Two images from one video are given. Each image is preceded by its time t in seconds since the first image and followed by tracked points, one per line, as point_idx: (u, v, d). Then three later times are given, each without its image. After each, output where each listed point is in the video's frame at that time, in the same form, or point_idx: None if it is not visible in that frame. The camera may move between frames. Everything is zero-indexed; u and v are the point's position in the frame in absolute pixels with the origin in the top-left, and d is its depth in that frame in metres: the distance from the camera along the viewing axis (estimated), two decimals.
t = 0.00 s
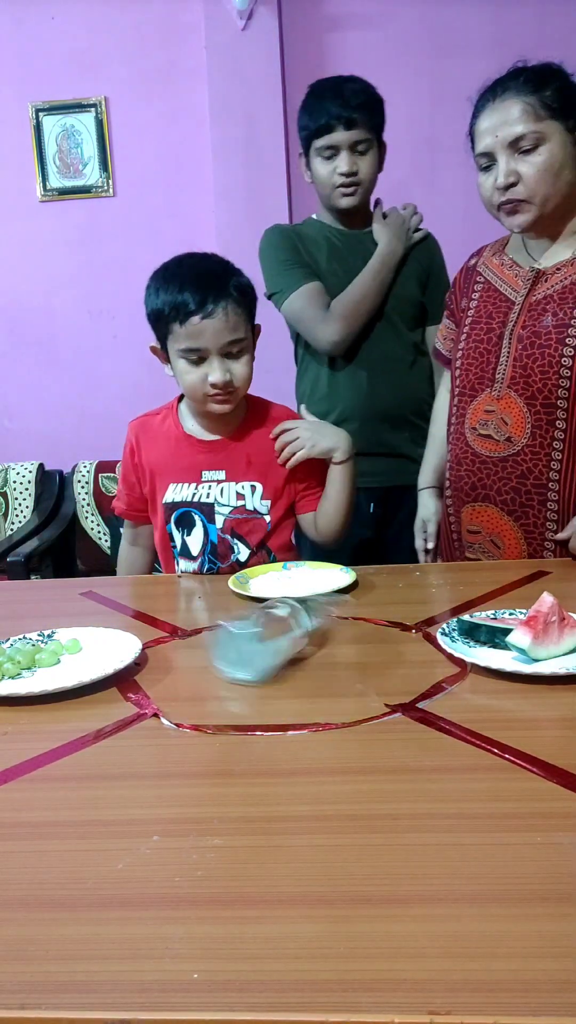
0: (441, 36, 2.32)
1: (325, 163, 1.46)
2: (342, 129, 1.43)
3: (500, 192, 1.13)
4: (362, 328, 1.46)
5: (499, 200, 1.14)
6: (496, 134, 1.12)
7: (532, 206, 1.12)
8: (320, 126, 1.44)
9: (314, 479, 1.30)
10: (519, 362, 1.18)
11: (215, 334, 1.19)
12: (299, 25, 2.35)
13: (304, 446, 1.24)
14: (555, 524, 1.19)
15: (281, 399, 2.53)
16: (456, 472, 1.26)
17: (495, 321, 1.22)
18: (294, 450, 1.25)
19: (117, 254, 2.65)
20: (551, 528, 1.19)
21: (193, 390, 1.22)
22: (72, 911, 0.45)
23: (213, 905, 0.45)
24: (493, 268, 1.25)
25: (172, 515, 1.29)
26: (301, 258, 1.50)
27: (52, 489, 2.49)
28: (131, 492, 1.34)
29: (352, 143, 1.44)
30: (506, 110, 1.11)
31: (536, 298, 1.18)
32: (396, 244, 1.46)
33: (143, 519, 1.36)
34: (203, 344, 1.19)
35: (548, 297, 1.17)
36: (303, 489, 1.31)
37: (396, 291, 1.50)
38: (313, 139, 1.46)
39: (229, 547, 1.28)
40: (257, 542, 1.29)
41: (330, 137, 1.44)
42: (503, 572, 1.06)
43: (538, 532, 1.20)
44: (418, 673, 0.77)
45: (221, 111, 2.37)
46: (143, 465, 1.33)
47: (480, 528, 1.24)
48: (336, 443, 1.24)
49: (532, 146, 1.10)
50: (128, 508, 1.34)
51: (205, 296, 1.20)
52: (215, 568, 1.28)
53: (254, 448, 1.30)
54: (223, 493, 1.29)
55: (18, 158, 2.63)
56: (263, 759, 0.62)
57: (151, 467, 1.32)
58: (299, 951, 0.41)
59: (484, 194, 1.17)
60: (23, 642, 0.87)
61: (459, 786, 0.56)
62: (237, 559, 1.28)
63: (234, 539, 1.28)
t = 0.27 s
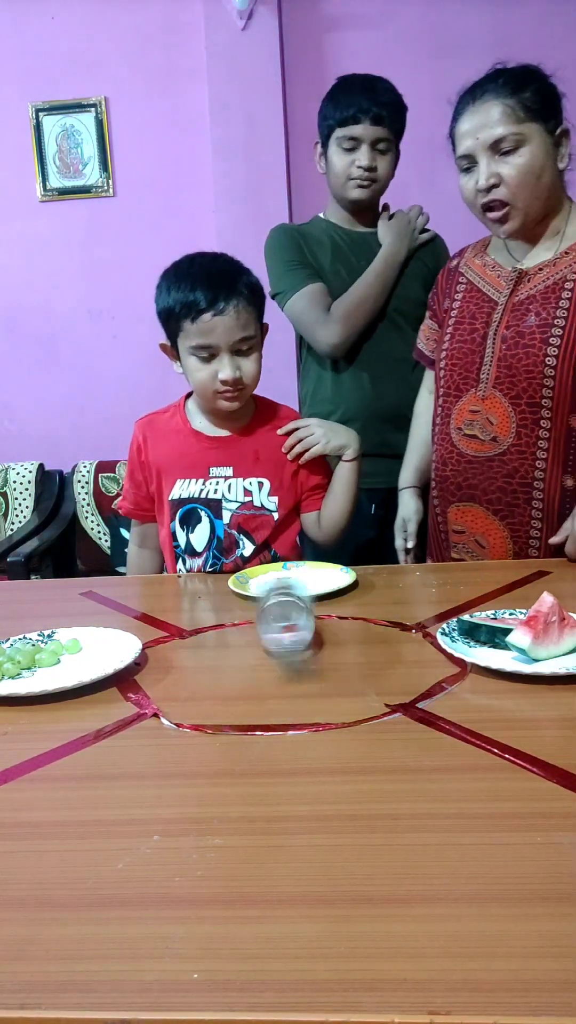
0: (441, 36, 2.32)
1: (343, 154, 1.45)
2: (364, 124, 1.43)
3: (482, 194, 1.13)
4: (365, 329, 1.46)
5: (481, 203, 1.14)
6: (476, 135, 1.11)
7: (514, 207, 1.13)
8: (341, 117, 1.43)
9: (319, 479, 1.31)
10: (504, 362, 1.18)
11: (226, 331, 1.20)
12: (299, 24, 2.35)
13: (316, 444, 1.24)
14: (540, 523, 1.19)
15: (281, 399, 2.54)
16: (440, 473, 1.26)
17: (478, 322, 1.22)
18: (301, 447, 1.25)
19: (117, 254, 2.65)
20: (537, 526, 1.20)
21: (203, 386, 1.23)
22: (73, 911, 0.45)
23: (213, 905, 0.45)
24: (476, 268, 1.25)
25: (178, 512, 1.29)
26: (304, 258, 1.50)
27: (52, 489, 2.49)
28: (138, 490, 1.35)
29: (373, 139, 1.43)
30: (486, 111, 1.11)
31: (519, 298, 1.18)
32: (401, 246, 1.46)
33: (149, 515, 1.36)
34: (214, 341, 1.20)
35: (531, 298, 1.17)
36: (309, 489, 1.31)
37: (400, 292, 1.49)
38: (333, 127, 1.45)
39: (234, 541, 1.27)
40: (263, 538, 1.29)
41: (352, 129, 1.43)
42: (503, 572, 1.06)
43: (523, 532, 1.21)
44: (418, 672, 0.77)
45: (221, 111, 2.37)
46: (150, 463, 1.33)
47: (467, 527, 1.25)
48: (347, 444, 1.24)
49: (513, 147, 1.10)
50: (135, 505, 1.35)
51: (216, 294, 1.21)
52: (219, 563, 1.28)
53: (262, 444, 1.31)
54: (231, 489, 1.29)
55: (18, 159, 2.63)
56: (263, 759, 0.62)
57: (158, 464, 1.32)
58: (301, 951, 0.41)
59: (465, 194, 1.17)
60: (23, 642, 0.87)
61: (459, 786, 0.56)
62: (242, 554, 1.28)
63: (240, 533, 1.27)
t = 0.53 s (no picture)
0: (441, 36, 2.32)
1: (345, 151, 1.45)
2: (368, 124, 1.43)
3: (462, 197, 1.12)
4: (360, 329, 1.46)
5: (461, 205, 1.14)
6: (454, 139, 1.11)
7: (493, 210, 1.13)
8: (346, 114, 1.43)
9: (321, 479, 1.32)
10: (487, 362, 1.18)
11: (230, 327, 1.21)
12: (299, 24, 2.35)
13: (321, 443, 1.27)
14: (527, 522, 1.20)
15: (281, 399, 2.54)
16: (426, 473, 1.26)
17: (461, 323, 1.22)
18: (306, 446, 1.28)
19: (117, 254, 2.65)
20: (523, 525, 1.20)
21: (206, 384, 1.23)
22: (73, 911, 0.45)
23: (212, 905, 0.45)
24: (457, 269, 1.25)
25: (180, 509, 1.30)
26: (301, 259, 1.50)
27: (52, 489, 2.49)
28: (142, 488, 1.35)
29: (377, 139, 1.43)
30: (464, 114, 1.10)
31: (501, 298, 1.18)
32: (397, 246, 1.46)
33: (153, 514, 1.37)
34: (217, 336, 1.21)
35: (512, 298, 1.17)
36: (313, 489, 1.32)
37: (395, 292, 1.50)
38: (337, 123, 1.45)
39: (235, 540, 1.27)
40: (264, 537, 1.28)
41: (356, 127, 1.43)
42: (503, 572, 1.06)
43: (510, 531, 1.21)
44: (418, 672, 0.77)
45: (220, 111, 2.37)
46: (153, 461, 1.34)
47: (453, 527, 1.25)
48: (355, 443, 1.26)
49: (491, 150, 1.10)
50: (139, 503, 1.35)
51: (220, 291, 1.21)
52: (219, 563, 1.28)
53: (265, 442, 1.31)
54: (233, 487, 1.29)
55: (18, 159, 2.63)
56: (263, 759, 0.62)
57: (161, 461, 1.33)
58: (301, 951, 0.41)
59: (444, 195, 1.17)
60: (23, 642, 0.87)
61: (459, 786, 0.56)
62: (243, 552, 1.28)
63: (241, 531, 1.27)
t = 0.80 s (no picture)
0: (441, 36, 2.33)
1: (339, 151, 1.45)
2: (362, 123, 1.43)
3: (448, 201, 1.12)
4: (354, 329, 1.46)
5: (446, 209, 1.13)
6: (438, 143, 1.10)
7: (480, 213, 1.12)
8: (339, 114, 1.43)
9: (322, 479, 1.32)
10: (476, 363, 1.18)
11: (231, 326, 1.21)
12: (299, 23, 2.35)
13: (324, 443, 1.27)
14: (520, 521, 1.20)
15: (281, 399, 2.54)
16: (418, 473, 1.26)
17: (448, 325, 1.22)
18: (309, 445, 1.28)
19: (116, 254, 2.65)
20: (517, 523, 1.21)
21: (208, 382, 1.23)
22: (72, 911, 0.45)
23: (211, 905, 0.45)
24: (443, 271, 1.25)
25: (181, 507, 1.30)
26: (296, 259, 1.50)
27: (52, 489, 2.49)
28: (145, 487, 1.35)
29: (370, 138, 1.43)
30: (446, 118, 1.10)
31: (488, 298, 1.18)
32: (391, 246, 1.46)
33: (156, 513, 1.36)
34: (219, 335, 1.21)
35: (499, 298, 1.17)
36: (314, 488, 1.32)
37: (389, 292, 1.50)
38: (331, 123, 1.45)
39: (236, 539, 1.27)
40: (265, 536, 1.28)
41: (349, 127, 1.43)
42: (503, 572, 1.06)
43: (503, 531, 1.21)
44: (418, 673, 0.77)
45: (220, 111, 2.37)
46: (156, 460, 1.34)
47: (446, 527, 1.25)
48: (357, 445, 1.26)
49: (476, 154, 1.09)
50: (142, 502, 1.35)
51: (223, 290, 1.21)
52: (220, 562, 1.27)
53: (267, 440, 1.31)
54: (234, 485, 1.29)
55: (18, 158, 2.63)
56: (264, 759, 0.62)
57: (163, 459, 1.33)
58: (300, 951, 0.41)
59: (428, 200, 1.16)
60: (23, 642, 0.87)
61: (459, 786, 0.56)
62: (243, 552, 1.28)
63: (242, 531, 1.27)
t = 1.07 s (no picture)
0: (441, 36, 2.33)
1: (334, 152, 1.45)
2: (356, 123, 1.43)
3: (442, 202, 1.12)
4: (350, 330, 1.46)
5: (441, 210, 1.13)
6: (431, 144, 1.10)
7: (474, 213, 1.12)
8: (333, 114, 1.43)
9: (322, 479, 1.32)
10: (473, 364, 1.18)
11: (233, 328, 1.21)
12: (300, 23, 2.35)
13: (324, 443, 1.27)
14: (518, 520, 1.20)
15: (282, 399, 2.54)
16: (416, 474, 1.26)
17: (444, 326, 1.21)
18: (308, 445, 1.28)
19: (116, 254, 2.65)
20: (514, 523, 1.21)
21: (208, 382, 1.24)
22: (72, 911, 0.45)
23: (211, 905, 0.45)
24: (439, 271, 1.25)
25: (182, 507, 1.30)
26: (291, 260, 1.50)
27: (52, 489, 2.49)
28: (146, 487, 1.35)
29: (364, 139, 1.43)
30: (439, 119, 1.10)
31: (484, 298, 1.18)
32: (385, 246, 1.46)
33: (157, 513, 1.36)
34: (221, 336, 1.21)
35: (495, 298, 1.17)
36: (314, 488, 1.32)
37: (385, 291, 1.50)
38: (325, 123, 1.44)
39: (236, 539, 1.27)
40: (266, 536, 1.28)
41: (343, 128, 1.43)
42: (503, 572, 1.06)
43: (501, 531, 1.21)
44: (418, 673, 0.77)
45: (220, 111, 2.37)
46: (157, 460, 1.34)
47: (443, 528, 1.25)
48: (356, 445, 1.26)
49: (469, 155, 1.09)
50: (144, 503, 1.35)
51: (227, 292, 1.21)
52: (221, 560, 1.28)
53: (267, 439, 1.31)
54: (234, 484, 1.29)
55: (18, 158, 2.63)
56: (264, 759, 0.62)
57: (164, 460, 1.33)
58: (300, 951, 0.41)
59: (422, 201, 1.16)
60: (23, 642, 0.87)
61: (458, 786, 0.56)
62: (244, 551, 1.28)
63: (242, 530, 1.27)
